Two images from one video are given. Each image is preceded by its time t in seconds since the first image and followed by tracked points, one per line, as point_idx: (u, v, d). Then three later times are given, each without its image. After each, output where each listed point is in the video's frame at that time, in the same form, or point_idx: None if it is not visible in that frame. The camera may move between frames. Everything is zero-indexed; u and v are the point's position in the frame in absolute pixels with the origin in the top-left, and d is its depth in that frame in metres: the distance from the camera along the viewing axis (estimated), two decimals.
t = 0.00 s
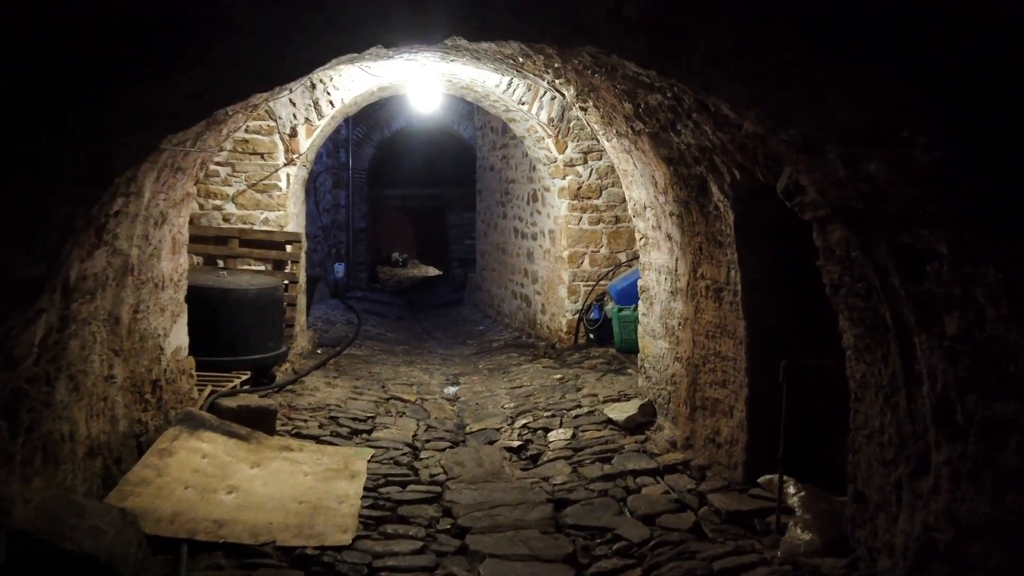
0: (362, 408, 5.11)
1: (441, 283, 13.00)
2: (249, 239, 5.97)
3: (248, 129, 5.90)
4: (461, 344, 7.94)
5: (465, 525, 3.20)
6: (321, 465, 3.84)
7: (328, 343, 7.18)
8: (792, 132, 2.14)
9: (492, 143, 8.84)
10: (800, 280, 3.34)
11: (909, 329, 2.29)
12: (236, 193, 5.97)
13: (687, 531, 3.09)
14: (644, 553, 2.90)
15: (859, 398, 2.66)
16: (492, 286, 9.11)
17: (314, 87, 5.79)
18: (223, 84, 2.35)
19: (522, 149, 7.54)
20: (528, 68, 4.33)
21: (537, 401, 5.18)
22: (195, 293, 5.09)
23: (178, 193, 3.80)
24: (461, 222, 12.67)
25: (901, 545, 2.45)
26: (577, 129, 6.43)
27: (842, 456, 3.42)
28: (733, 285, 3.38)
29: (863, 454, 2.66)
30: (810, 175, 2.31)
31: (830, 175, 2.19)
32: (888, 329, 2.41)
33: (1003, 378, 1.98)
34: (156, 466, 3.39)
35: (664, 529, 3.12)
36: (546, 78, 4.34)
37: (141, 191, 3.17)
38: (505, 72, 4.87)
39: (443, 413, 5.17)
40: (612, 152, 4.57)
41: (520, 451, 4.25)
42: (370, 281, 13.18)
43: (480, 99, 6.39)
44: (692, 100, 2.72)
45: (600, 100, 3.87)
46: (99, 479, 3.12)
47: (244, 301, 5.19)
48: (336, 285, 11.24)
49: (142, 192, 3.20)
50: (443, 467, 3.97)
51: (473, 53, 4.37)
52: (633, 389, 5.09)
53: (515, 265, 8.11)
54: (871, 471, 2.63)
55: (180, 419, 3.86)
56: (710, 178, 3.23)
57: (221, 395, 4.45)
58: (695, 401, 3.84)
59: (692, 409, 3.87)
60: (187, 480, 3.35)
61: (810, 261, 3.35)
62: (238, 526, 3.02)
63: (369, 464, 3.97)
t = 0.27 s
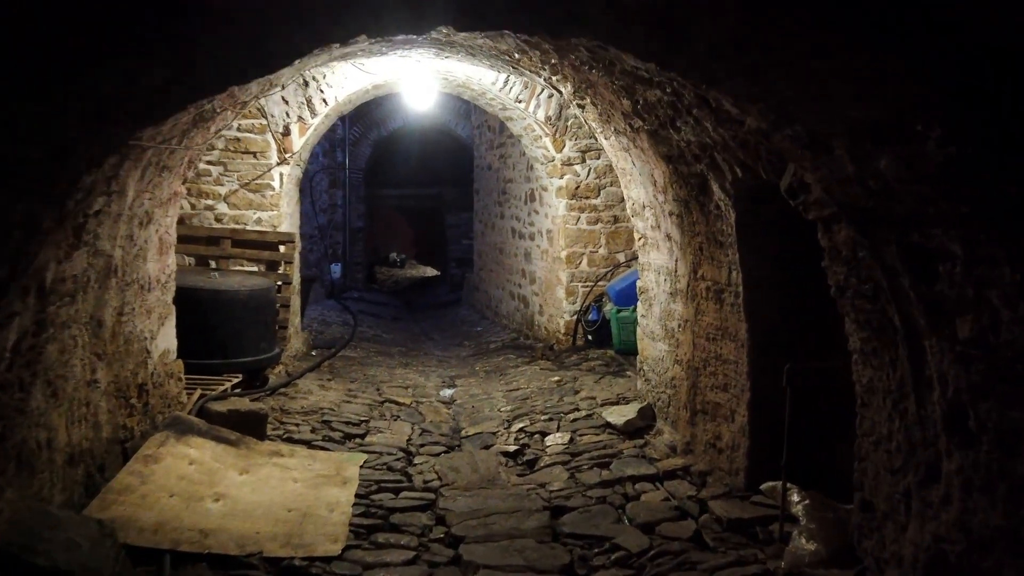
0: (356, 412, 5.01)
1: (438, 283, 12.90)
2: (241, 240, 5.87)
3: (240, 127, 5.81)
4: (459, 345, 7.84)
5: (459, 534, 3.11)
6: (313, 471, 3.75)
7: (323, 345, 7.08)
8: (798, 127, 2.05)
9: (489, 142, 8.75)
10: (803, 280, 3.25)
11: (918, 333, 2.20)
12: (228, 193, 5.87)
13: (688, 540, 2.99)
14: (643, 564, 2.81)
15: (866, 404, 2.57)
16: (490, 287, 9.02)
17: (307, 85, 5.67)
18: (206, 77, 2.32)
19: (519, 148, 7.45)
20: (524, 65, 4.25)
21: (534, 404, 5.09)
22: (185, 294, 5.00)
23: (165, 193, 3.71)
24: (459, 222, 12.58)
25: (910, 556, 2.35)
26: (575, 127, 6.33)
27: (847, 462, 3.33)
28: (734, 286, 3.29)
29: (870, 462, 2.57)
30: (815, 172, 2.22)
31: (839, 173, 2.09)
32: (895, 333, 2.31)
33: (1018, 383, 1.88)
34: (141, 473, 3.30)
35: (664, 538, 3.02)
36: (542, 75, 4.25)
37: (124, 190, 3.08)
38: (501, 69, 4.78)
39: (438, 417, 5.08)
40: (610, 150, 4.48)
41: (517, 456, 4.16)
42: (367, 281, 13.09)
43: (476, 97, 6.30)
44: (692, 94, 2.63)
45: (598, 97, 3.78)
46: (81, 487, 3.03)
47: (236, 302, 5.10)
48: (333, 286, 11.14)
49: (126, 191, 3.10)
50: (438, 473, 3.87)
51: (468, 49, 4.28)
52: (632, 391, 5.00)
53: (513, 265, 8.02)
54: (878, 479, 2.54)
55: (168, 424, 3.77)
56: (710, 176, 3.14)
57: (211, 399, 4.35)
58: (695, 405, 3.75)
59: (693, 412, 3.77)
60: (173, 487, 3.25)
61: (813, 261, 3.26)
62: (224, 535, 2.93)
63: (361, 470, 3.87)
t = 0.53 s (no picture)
0: (354, 414, 4.94)
1: (437, 284, 12.82)
2: (237, 240, 5.80)
3: (236, 126, 5.73)
4: (458, 346, 7.77)
5: (458, 540, 3.04)
6: (308, 475, 3.67)
7: (321, 346, 7.01)
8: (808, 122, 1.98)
9: (489, 141, 8.67)
10: (809, 281, 3.18)
11: (931, 335, 2.13)
12: (224, 192, 5.80)
13: (692, 547, 2.92)
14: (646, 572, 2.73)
15: (876, 408, 2.50)
16: (489, 287, 8.95)
17: (304, 83, 5.57)
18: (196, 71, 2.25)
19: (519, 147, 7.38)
20: (524, 62, 4.18)
21: (534, 406, 5.02)
22: (180, 295, 4.92)
23: (157, 192, 3.63)
24: (458, 222, 12.50)
25: (922, 565, 2.28)
26: (575, 126, 6.26)
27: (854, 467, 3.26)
28: (739, 286, 3.22)
29: (880, 467, 2.50)
30: (825, 168, 2.15)
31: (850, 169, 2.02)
32: (907, 335, 2.24)
33: None
34: (132, 477, 3.23)
35: (667, 544, 2.95)
36: (542, 72, 4.18)
37: (115, 189, 3.01)
38: (501, 66, 4.71)
39: (437, 419, 5.01)
40: (612, 149, 4.41)
41: (517, 459, 4.09)
42: (366, 282, 13.01)
43: (475, 96, 6.22)
44: (697, 89, 2.56)
45: (599, 93, 3.71)
46: (70, 492, 2.96)
47: (231, 303, 5.02)
48: (331, 286, 11.06)
49: (116, 189, 3.03)
50: (436, 477, 3.80)
51: (467, 45, 4.21)
52: (634, 394, 4.93)
53: (512, 266, 7.95)
54: (889, 486, 2.46)
55: (161, 428, 3.70)
56: (714, 174, 3.07)
57: (205, 401, 4.28)
58: (699, 407, 3.68)
59: (696, 415, 3.70)
60: (165, 493, 3.18)
61: (820, 261, 3.20)
62: (216, 542, 2.86)
63: (358, 474, 3.80)
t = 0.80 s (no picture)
0: (351, 417, 4.86)
1: (436, 285, 12.74)
2: (233, 240, 5.73)
3: (232, 125, 5.66)
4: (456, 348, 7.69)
5: (456, 548, 2.96)
6: (303, 480, 3.60)
7: (318, 348, 6.93)
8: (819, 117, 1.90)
9: (488, 141, 8.59)
10: (816, 283, 3.11)
11: (947, 339, 2.05)
12: (220, 192, 5.73)
13: (696, 556, 2.84)
14: None
15: (887, 414, 2.42)
16: (488, 288, 8.87)
17: (300, 81, 5.46)
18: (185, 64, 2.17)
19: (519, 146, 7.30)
20: (524, 59, 4.10)
21: (534, 410, 4.94)
22: (174, 296, 4.84)
23: (149, 191, 3.55)
24: (457, 223, 12.42)
25: None
26: (575, 125, 6.19)
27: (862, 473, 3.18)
28: (744, 288, 3.14)
29: (891, 475, 2.42)
30: (836, 166, 2.08)
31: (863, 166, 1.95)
32: (921, 340, 2.17)
33: None
34: (123, 483, 3.15)
35: (671, 553, 2.87)
36: (542, 69, 4.11)
37: (104, 188, 2.94)
38: (500, 64, 4.63)
39: (435, 422, 4.93)
40: (613, 147, 4.33)
41: (517, 464, 4.01)
42: (365, 283, 12.93)
43: (474, 94, 6.14)
44: (703, 85, 2.49)
45: (601, 91, 3.64)
46: (58, 500, 2.88)
47: (225, 305, 4.94)
48: (329, 287, 10.98)
49: (105, 188, 2.96)
50: (434, 482, 3.72)
51: (465, 42, 4.14)
52: (635, 397, 4.85)
53: (512, 267, 7.87)
54: (901, 494, 2.38)
55: (153, 432, 3.62)
56: (719, 173, 2.99)
57: (199, 405, 4.20)
58: (702, 411, 3.60)
59: (700, 420, 3.63)
60: (155, 499, 3.10)
61: (827, 262, 3.12)
62: (207, 552, 2.78)
63: (354, 480, 3.72)
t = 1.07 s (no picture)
0: (349, 422, 4.75)
1: (435, 286, 12.63)
2: (230, 241, 5.63)
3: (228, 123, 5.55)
4: (456, 350, 7.58)
5: (458, 561, 2.86)
6: (299, 489, 3.49)
7: (316, 350, 6.82)
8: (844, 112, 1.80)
9: (488, 140, 8.47)
10: (829, 286, 3.01)
11: (975, 347, 1.94)
12: (215, 192, 5.62)
13: (707, 570, 2.74)
14: None
15: (909, 424, 2.32)
16: (488, 289, 8.76)
17: (297, 78, 5.34)
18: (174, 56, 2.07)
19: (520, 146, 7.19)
20: (527, 55, 3.99)
21: (536, 414, 4.83)
22: (168, 298, 4.73)
23: (140, 191, 3.44)
24: (457, 223, 12.30)
25: None
26: (578, 124, 6.07)
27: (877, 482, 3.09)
28: (755, 292, 3.03)
29: (913, 487, 2.32)
30: (859, 165, 1.98)
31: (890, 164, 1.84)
32: (947, 347, 2.07)
33: None
34: (112, 493, 3.04)
35: (680, 567, 2.77)
36: (545, 66, 4.00)
37: (92, 187, 2.83)
38: (502, 61, 4.52)
39: (435, 427, 4.82)
40: (618, 146, 4.22)
41: (519, 472, 3.90)
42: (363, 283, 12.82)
43: (475, 93, 6.04)
44: (716, 80, 2.38)
45: (606, 88, 3.53)
46: (44, 511, 2.78)
47: (220, 307, 4.83)
48: (327, 288, 10.87)
49: (94, 187, 2.85)
50: (434, 491, 3.62)
51: (466, 38, 4.03)
52: (640, 401, 4.74)
53: (513, 268, 7.76)
54: (923, 508, 2.27)
55: (144, 439, 3.51)
56: (730, 172, 2.89)
57: (193, 410, 4.09)
58: (711, 418, 3.49)
59: (708, 426, 3.52)
60: (146, 510, 3.00)
61: (841, 265, 3.02)
62: (198, 565, 2.67)
63: (352, 488, 3.61)
